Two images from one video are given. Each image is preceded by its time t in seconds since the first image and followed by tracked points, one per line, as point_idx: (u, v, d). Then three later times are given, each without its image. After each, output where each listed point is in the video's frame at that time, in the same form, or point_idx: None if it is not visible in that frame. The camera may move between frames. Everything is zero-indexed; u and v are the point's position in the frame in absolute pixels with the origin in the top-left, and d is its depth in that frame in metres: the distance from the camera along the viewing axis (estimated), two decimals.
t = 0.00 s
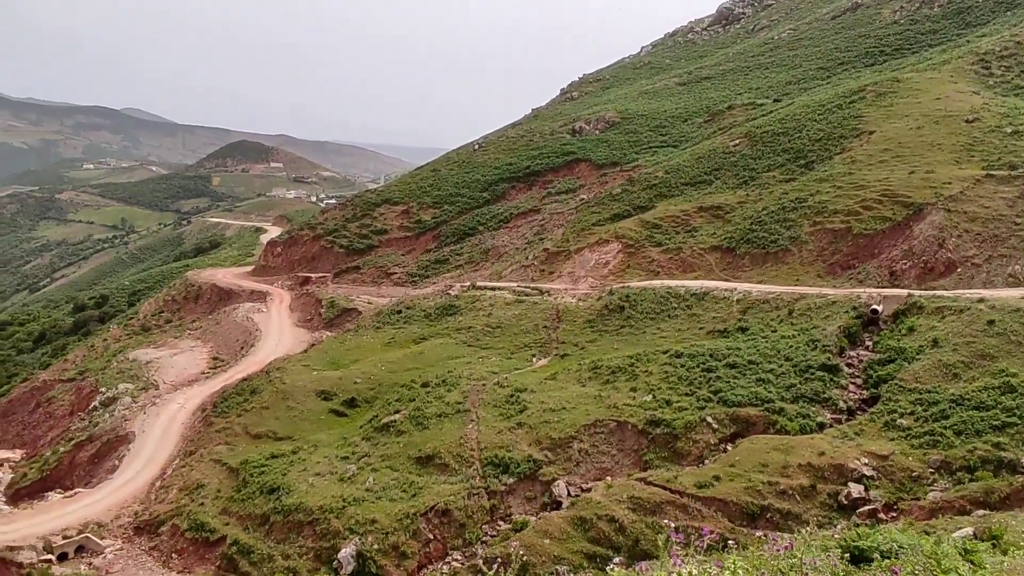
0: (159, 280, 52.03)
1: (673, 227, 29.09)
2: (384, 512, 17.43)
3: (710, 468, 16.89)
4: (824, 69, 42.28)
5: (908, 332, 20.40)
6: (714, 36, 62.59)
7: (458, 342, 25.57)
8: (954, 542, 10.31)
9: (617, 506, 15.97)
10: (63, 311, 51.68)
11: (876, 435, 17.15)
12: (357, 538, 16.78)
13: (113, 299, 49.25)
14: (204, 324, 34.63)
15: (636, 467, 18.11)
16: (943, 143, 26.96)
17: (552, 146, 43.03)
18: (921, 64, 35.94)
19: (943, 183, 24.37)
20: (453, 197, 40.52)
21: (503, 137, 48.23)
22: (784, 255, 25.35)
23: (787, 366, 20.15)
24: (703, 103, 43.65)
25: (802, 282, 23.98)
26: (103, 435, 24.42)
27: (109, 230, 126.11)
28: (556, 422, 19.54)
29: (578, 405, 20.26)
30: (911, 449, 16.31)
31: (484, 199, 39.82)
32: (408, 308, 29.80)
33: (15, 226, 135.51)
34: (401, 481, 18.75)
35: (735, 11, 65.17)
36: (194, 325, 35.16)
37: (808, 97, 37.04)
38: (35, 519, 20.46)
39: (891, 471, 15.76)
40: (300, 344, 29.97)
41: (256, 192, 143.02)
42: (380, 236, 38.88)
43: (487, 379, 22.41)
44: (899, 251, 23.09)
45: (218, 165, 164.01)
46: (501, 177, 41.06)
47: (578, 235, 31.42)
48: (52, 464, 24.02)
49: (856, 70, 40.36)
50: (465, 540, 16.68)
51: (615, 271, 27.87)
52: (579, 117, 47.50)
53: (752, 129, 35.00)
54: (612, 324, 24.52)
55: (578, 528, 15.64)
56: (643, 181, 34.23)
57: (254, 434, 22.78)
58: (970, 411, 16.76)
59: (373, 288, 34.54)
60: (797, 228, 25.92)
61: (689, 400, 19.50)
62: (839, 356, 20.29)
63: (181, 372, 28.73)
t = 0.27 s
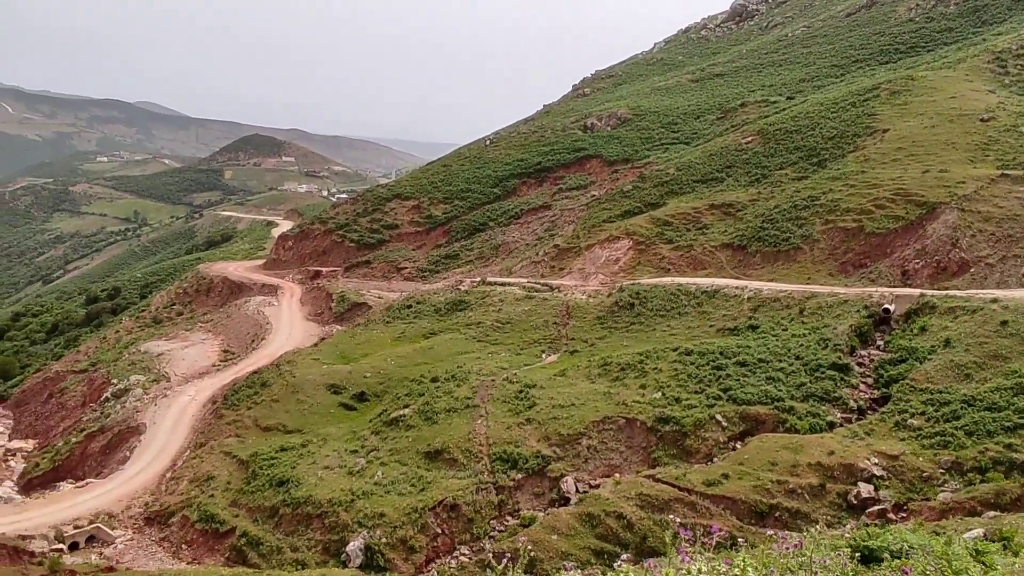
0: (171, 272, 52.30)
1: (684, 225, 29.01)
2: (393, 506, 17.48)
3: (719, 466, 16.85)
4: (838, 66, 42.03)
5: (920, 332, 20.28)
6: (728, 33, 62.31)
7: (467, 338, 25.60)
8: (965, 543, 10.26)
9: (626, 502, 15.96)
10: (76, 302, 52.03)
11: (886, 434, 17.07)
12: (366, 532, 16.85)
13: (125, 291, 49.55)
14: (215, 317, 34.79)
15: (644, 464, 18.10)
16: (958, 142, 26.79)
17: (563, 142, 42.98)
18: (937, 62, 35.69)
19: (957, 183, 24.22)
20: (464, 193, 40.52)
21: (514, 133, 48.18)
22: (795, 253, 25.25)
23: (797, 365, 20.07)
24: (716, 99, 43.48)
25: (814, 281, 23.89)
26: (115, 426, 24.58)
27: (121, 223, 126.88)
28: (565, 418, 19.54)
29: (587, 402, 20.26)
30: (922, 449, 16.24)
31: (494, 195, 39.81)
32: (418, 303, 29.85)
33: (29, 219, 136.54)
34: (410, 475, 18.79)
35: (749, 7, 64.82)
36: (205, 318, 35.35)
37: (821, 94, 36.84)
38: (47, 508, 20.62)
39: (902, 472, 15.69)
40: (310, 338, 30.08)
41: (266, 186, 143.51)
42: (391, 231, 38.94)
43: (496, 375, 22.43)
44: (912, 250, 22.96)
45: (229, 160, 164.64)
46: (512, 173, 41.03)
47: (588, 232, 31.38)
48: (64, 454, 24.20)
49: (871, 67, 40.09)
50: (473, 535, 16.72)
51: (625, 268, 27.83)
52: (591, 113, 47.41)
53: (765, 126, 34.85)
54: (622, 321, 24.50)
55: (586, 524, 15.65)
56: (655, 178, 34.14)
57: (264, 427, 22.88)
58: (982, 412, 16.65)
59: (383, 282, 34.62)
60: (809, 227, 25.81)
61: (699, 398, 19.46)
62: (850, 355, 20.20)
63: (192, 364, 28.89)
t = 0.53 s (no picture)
0: (180, 270, 52.49)
1: (693, 226, 28.96)
2: (399, 504, 17.50)
3: (726, 467, 16.81)
4: (849, 68, 41.89)
5: (929, 335, 20.19)
6: (738, 34, 62.17)
7: (475, 337, 25.61)
8: (975, 547, 10.21)
9: (632, 503, 15.93)
10: (86, 298, 52.27)
11: (895, 438, 16.99)
12: (371, 530, 16.87)
13: (134, 288, 49.76)
14: (223, 315, 34.89)
15: (651, 465, 18.07)
16: (969, 145, 26.68)
17: (572, 142, 42.95)
18: (949, 64, 35.54)
19: (968, 186, 24.12)
20: (472, 192, 40.52)
21: (523, 133, 48.17)
22: (804, 256, 25.16)
23: (805, 367, 20.00)
24: (726, 101, 43.38)
25: (822, 283, 23.81)
26: (123, 422, 24.67)
27: (131, 221, 127.45)
28: (571, 419, 19.52)
29: (594, 402, 20.24)
30: (930, 453, 16.16)
31: (503, 195, 39.81)
32: (426, 303, 29.87)
33: (39, 216, 137.38)
34: (416, 474, 18.81)
35: (759, 9, 64.65)
36: (213, 315, 35.46)
37: (832, 96, 36.73)
38: (55, 503, 20.70)
39: (910, 475, 15.62)
40: (318, 336, 30.14)
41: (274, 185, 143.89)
42: (399, 230, 38.98)
43: (503, 375, 22.43)
44: (921, 254, 22.86)
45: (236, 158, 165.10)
46: (521, 173, 41.02)
47: (597, 232, 31.35)
48: (73, 450, 24.30)
49: (882, 69, 39.94)
50: (478, 535, 16.72)
51: (633, 269, 27.79)
52: (600, 114, 47.35)
53: (774, 128, 34.75)
54: (630, 322, 24.47)
55: (592, 524, 15.63)
56: (664, 179, 34.09)
57: (271, 425, 22.93)
58: (991, 416, 16.57)
59: (391, 281, 34.66)
60: (818, 229, 25.73)
61: (706, 399, 19.42)
62: (859, 358, 20.12)
63: (199, 362, 28.97)
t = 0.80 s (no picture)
0: (186, 273, 52.61)
1: (698, 231, 28.94)
2: (403, 508, 17.49)
3: (730, 474, 16.77)
4: (855, 74, 41.88)
5: (935, 342, 20.12)
6: (744, 39, 62.19)
7: (479, 341, 25.61)
8: (981, 555, 10.16)
9: (636, 509, 15.90)
10: (92, 301, 52.38)
11: (900, 444, 16.93)
12: (375, 534, 16.85)
13: (140, 290, 49.89)
14: (228, 318, 34.97)
15: (655, 471, 18.03)
16: (976, 151, 26.64)
17: (577, 147, 42.99)
18: (955, 70, 35.50)
19: (975, 192, 24.07)
20: (478, 197, 40.56)
21: (528, 138, 48.22)
22: (809, 262, 25.11)
23: (810, 374, 19.95)
24: (732, 106, 43.39)
25: (827, 289, 23.77)
26: (128, 424, 24.72)
27: (137, 223, 127.87)
28: (575, 424, 19.50)
29: (598, 407, 20.22)
30: (936, 460, 16.10)
31: (508, 199, 39.84)
32: (431, 307, 29.89)
33: (46, 219, 137.94)
34: (420, 478, 18.80)
35: (765, 14, 64.67)
36: (219, 318, 35.55)
37: (838, 102, 36.72)
38: (59, 505, 20.74)
39: (915, 483, 15.56)
40: (322, 339, 30.18)
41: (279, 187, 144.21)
42: (404, 234, 39.04)
43: (507, 379, 22.42)
44: (927, 260, 22.82)
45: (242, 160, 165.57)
46: (526, 177, 41.06)
47: (602, 237, 31.35)
48: (78, 452, 24.35)
49: (888, 75, 39.90)
50: (482, 539, 16.69)
51: (638, 274, 27.78)
52: (606, 119, 47.39)
53: (780, 134, 34.73)
54: (635, 327, 24.45)
55: (596, 530, 15.60)
56: (669, 184, 34.06)
57: (275, 428, 22.95)
58: (997, 424, 16.50)
59: (396, 285, 34.70)
60: (824, 235, 25.69)
61: (711, 405, 19.38)
62: (864, 365, 20.06)
63: (204, 364, 29.03)
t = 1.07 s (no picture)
0: (191, 278, 52.72)
1: (703, 238, 28.91)
2: (406, 514, 17.45)
3: (735, 481, 16.71)
4: (861, 81, 41.86)
5: (941, 350, 20.03)
6: (749, 46, 62.22)
7: (484, 347, 25.60)
8: (988, 564, 10.10)
9: (640, 516, 15.84)
10: (98, 305, 52.51)
11: (906, 452, 16.86)
12: (378, 539, 16.82)
13: (145, 295, 50.00)
14: (233, 322, 35.03)
15: (659, 478, 17.97)
16: (982, 158, 26.60)
17: (582, 153, 43.01)
18: (962, 77, 35.44)
19: (981, 200, 24.02)
20: (483, 202, 40.59)
21: (534, 144, 48.26)
22: (815, 269, 25.06)
23: (816, 381, 19.88)
24: (737, 113, 43.38)
25: (833, 296, 23.72)
26: (133, 428, 24.76)
27: (143, 228, 128.27)
28: (580, 430, 19.46)
29: (603, 414, 20.17)
30: (942, 469, 16.03)
31: (513, 205, 39.86)
32: (435, 312, 29.89)
33: (53, 223, 138.46)
34: (424, 484, 18.77)
35: (771, 21, 64.70)
36: (224, 322, 35.60)
37: (843, 109, 36.70)
38: (64, 508, 20.75)
39: (921, 491, 15.49)
40: (327, 344, 30.20)
41: (284, 192, 144.61)
42: (409, 239, 39.06)
43: (512, 386, 22.40)
44: (933, 267, 22.75)
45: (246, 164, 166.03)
46: (531, 183, 41.08)
47: (607, 243, 31.33)
48: (82, 456, 24.38)
49: (894, 82, 39.89)
50: (485, 546, 16.64)
51: (643, 280, 27.74)
52: (611, 125, 47.41)
53: (786, 140, 34.71)
54: (640, 334, 24.42)
55: (600, 536, 15.55)
56: (674, 191, 34.04)
57: (280, 433, 22.95)
58: (1004, 432, 16.41)
59: (401, 290, 34.71)
60: (830, 242, 25.65)
61: (715, 412, 19.32)
62: (870, 372, 19.99)
63: (209, 369, 29.08)
